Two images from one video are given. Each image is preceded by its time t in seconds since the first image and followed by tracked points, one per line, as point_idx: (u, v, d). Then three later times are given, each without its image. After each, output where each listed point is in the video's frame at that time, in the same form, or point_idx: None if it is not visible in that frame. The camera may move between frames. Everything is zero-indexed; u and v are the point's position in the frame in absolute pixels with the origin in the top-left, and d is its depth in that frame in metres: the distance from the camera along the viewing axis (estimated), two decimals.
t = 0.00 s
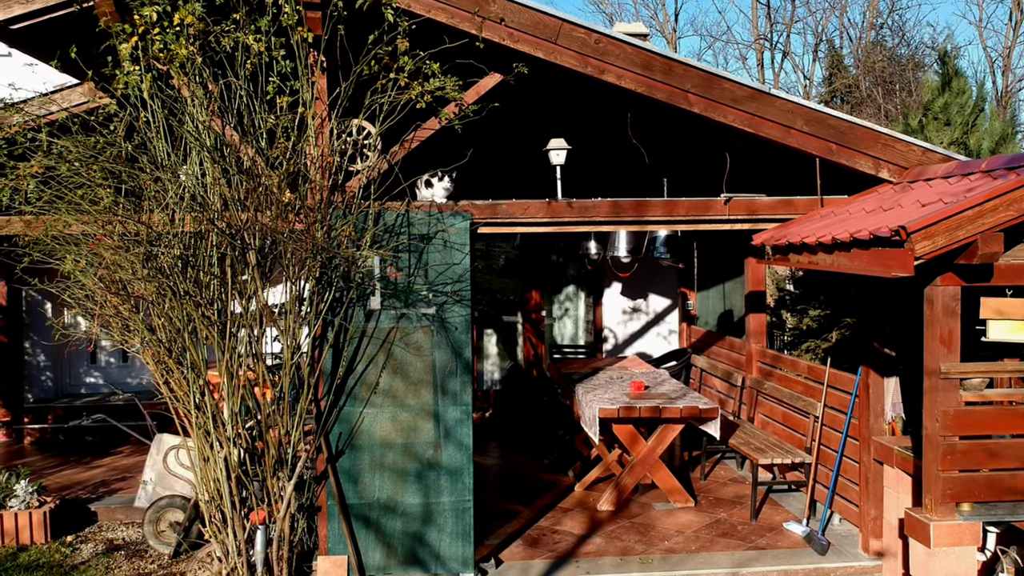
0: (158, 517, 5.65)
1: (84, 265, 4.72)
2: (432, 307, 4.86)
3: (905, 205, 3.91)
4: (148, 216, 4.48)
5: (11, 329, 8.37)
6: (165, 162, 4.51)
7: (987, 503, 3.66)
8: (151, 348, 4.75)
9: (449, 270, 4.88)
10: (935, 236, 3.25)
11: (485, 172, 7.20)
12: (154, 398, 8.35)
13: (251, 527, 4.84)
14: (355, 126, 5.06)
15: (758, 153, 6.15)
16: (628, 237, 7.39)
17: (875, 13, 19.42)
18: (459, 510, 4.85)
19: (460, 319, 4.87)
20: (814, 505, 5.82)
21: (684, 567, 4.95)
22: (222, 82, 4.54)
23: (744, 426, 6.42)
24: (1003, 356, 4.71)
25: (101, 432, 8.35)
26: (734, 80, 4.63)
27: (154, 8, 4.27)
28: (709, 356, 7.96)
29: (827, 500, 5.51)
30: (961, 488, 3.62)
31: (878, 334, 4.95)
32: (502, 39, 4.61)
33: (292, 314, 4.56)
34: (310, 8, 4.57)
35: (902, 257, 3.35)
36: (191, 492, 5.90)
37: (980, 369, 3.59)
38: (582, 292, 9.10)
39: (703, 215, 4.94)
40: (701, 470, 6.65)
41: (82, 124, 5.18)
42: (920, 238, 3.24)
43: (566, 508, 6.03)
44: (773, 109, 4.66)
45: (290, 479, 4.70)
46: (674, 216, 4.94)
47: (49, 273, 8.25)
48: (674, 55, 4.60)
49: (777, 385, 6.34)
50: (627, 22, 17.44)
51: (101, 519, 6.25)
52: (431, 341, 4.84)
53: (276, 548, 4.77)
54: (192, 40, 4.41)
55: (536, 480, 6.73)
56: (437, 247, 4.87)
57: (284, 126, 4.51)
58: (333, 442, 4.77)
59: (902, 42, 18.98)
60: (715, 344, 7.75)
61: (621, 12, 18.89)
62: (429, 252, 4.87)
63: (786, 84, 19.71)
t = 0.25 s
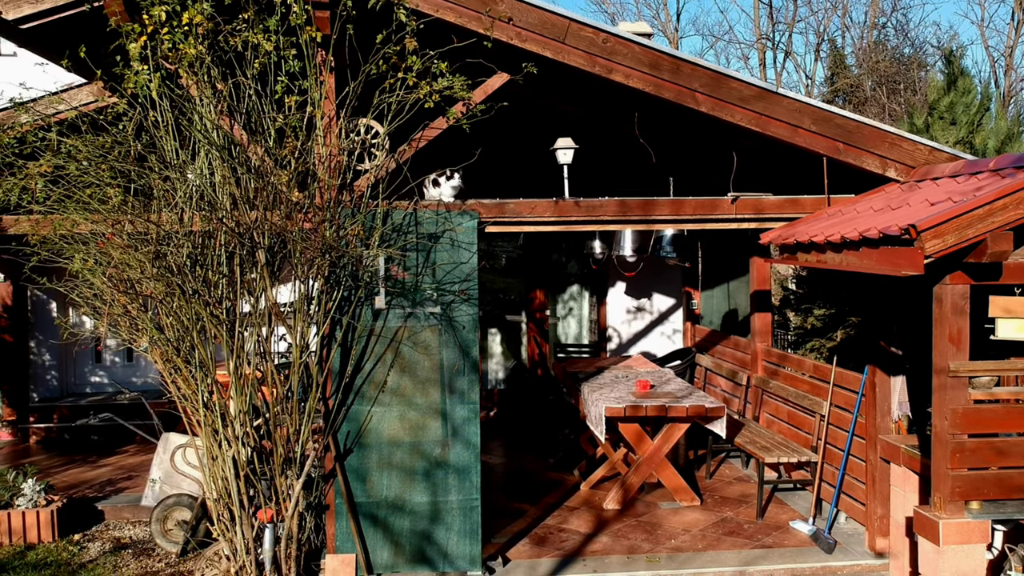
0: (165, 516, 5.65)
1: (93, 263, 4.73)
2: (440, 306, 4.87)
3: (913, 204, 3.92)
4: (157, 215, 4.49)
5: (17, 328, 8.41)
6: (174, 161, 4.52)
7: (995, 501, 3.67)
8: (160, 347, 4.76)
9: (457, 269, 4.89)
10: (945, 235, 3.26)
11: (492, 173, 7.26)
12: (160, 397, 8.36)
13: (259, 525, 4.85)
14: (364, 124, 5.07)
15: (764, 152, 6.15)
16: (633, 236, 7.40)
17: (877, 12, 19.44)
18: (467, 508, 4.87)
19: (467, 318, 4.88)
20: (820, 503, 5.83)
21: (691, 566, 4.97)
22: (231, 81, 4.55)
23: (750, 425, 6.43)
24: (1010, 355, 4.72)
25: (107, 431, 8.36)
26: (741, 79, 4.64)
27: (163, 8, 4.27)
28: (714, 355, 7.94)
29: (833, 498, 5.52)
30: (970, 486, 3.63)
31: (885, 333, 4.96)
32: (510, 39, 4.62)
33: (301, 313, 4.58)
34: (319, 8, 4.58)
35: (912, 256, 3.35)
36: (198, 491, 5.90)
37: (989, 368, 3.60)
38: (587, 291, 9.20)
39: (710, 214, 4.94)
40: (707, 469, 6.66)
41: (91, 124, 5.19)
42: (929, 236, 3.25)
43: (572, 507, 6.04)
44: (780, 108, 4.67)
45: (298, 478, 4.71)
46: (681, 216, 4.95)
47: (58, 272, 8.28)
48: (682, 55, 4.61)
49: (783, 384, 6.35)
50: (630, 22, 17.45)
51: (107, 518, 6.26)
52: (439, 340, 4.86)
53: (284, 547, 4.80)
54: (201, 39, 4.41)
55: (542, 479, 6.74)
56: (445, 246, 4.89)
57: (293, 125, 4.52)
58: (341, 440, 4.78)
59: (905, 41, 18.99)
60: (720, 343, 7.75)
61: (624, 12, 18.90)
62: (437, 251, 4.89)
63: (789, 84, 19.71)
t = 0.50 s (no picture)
0: (173, 515, 5.67)
1: (102, 263, 4.74)
2: (447, 305, 4.88)
3: (922, 203, 3.93)
4: (166, 214, 4.50)
5: (23, 326, 8.43)
6: (183, 161, 4.53)
7: (1004, 499, 3.68)
8: (169, 346, 4.78)
9: (465, 268, 4.90)
10: (955, 234, 3.27)
11: (499, 172, 7.21)
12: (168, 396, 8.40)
13: (268, 524, 4.86)
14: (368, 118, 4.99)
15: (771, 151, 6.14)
16: (639, 235, 7.39)
17: (879, 12, 19.46)
18: (474, 507, 4.87)
19: (475, 317, 4.89)
20: (826, 502, 5.84)
21: (698, 565, 4.98)
22: (240, 81, 4.56)
23: (755, 425, 6.44)
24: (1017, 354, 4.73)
25: (112, 430, 8.37)
26: (749, 79, 4.65)
27: (172, 8, 4.29)
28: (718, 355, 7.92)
29: (839, 497, 5.53)
30: (979, 484, 3.64)
31: (892, 332, 4.97)
32: (518, 38, 4.63)
33: (310, 313, 4.59)
34: (328, 8, 4.59)
35: (922, 255, 3.37)
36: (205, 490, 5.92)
37: (998, 366, 3.61)
38: (591, 290, 9.12)
39: (717, 213, 4.94)
40: (712, 468, 6.67)
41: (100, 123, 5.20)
42: (939, 236, 3.27)
43: (578, 506, 6.05)
44: (788, 108, 4.68)
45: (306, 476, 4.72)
46: (688, 215, 4.95)
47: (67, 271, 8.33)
48: (690, 54, 4.61)
49: (788, 383, 6.36)
50: (632, 22, 17.47)
51: (114, 517, 6.27)
52: (447, 339, 4.87)
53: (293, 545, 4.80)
54: (211, 39, 4.42)
55: (547, 478, 6.75)
56: (453, 246, 4.90)
57: (302, 125, 4.52)
58: (349, 439, 4.80)
59: (906, 41, 19.02)
60: (725, 342, 7.75)
61: (625, 12, 18.91)
62: (445, 250, 4.90)
63: (790, 84, 19.73)
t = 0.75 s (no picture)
0: (182, 513, 5.68)
1: (115, 262, 4.76)
2: (458, 304, 4.89)
3: (933, 203, 3.94)
4: (179, 214, 4.52)
5: (30, 326, 8.43)
6: (196, 160, 4.55)
7: (1016, 497, 3.70)
8: (180, 345, 4.79)
9: (476, 268, 4.91)
10: (968, 233, 3.28)
11: (509, 172, 7.27)
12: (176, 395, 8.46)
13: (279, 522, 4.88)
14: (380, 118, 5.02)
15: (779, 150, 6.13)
16: (646, 235, 7.41)
17: (881, 12, 19.47)
18: (485, 505, 4.89)
19: (486, 316, 4.90)
20: (834, 501, 5.86)
21: (708, 563, 5.00)
22: (252, 81, 4.58)
23: (763, 424, 6.44)
24: None
25: (119, 430, 8.37)
26: (759, 79, 4.66)
27: (185, 8, 4.30)
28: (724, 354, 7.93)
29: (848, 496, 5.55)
30: (991, 483, 3.66)
31: (901, 331, 4.99)
32: (530, 38, 4.64)
33: (321, 312, 4.61)
34: (340, 8, 4.59)
35: (935, 253, 3.38)
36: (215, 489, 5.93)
37: (1010, 365, 3.63)
38: (596, 290, 9.07)
39: (727, 213, 4.95)
40: (719, 467, 6.69)
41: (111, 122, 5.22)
42: (953, 234, 3.28)
43: (586, 505, 6.06)
44: (798, 108, 4.69)
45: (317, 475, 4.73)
46: (698, 214, 4.96)
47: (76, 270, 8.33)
48: (701, 54, 4.63)
49: (795, 382, 6.38)
50: (635, 22, 17.48)
51: (124, 515, 6.29)
52: (457, 338, 4.88)
53: (305, 543, 4.81)
54: (223, 40, 4.44)
55: (555, 477, 6.76)
56: (463, 245, 4.92)
57: (313, 124, 4.54)
58: (361, 438, 4.81)
59: (909, 41, 19.02)
60: (732, 341, 7.75)
61: (628, 12, 18.92)
62: (456, 249, 4.91)
63: (793, 84, 19.74)
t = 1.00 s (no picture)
0: (192, 513, 5.69)
1: (127, 261, 4.78)
2: (469, 304, 4.91)
3: (945, 203, 3.95)
4: (192, 214, 4.54)
5: (37, 325, 8.46)
6: (208, 161, 4.57)
7: None
8: (192, 344, 4.81)
9: (486, 268, 4.92)
10: (982, 233, 3.29)
11: (519, 171, 7.36)
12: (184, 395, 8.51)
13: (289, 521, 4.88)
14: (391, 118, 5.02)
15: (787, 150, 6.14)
16: (653, 235, 7.45)
17: (883, 13, 19.48)
18: (495, 504, 4.91)
19: (496, 315, 4.91)
20: (843, 500, 5.87)
21: (717, 563, 5.01)
22: (264, 81, 4.59)
23: (771, 424, 6.44)
24: None
25: (127, 429, 8.39)
26: (770, 79, 4.67)
27: (198, 9, 4.31)
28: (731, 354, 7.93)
29: (857, 495, 5.57)
30: (1003, 481, 3.68)
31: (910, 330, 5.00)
32: (541, 39, 4.65)
33: (333, 311, 4.63)
34: (351, 8, 4.60)
35: (948, 253, 3.39)
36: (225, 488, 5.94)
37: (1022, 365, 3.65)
38: (601, 290, 9.16)
39: (737, 213, 4.96)
40: (727, 467, 6.70)
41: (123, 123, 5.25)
42: (966, 234, 3.29)
43: (595, 504, 6.07)
44: (808, 108, 4.71)
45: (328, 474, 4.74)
46: (708, 214, 4.97)
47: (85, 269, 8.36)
48: (712, 55, 4.64)
49: (803, 382, 6.39)
50: (638, 22, 17.49)
51: (133, 514, 6.31)
52: (468, 337, 4.90)
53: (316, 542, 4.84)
54: (236, 40, 4.46)
55: (562, 477, 6.77)
56: (474, 245, 4.93)
57: (325, 124, 4.55)
58: (372, 437, 4.83)
59: (912, 42, 19.03)
60: (738, 341, 7.77)
61: (631, 12, 18.93)
62: (467, 249, 4.93)
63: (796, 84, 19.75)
